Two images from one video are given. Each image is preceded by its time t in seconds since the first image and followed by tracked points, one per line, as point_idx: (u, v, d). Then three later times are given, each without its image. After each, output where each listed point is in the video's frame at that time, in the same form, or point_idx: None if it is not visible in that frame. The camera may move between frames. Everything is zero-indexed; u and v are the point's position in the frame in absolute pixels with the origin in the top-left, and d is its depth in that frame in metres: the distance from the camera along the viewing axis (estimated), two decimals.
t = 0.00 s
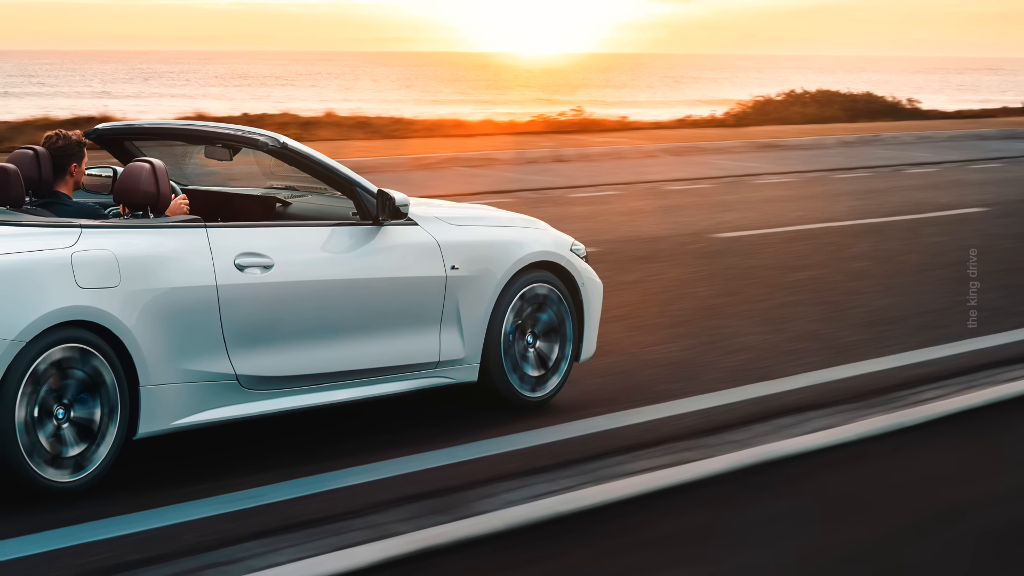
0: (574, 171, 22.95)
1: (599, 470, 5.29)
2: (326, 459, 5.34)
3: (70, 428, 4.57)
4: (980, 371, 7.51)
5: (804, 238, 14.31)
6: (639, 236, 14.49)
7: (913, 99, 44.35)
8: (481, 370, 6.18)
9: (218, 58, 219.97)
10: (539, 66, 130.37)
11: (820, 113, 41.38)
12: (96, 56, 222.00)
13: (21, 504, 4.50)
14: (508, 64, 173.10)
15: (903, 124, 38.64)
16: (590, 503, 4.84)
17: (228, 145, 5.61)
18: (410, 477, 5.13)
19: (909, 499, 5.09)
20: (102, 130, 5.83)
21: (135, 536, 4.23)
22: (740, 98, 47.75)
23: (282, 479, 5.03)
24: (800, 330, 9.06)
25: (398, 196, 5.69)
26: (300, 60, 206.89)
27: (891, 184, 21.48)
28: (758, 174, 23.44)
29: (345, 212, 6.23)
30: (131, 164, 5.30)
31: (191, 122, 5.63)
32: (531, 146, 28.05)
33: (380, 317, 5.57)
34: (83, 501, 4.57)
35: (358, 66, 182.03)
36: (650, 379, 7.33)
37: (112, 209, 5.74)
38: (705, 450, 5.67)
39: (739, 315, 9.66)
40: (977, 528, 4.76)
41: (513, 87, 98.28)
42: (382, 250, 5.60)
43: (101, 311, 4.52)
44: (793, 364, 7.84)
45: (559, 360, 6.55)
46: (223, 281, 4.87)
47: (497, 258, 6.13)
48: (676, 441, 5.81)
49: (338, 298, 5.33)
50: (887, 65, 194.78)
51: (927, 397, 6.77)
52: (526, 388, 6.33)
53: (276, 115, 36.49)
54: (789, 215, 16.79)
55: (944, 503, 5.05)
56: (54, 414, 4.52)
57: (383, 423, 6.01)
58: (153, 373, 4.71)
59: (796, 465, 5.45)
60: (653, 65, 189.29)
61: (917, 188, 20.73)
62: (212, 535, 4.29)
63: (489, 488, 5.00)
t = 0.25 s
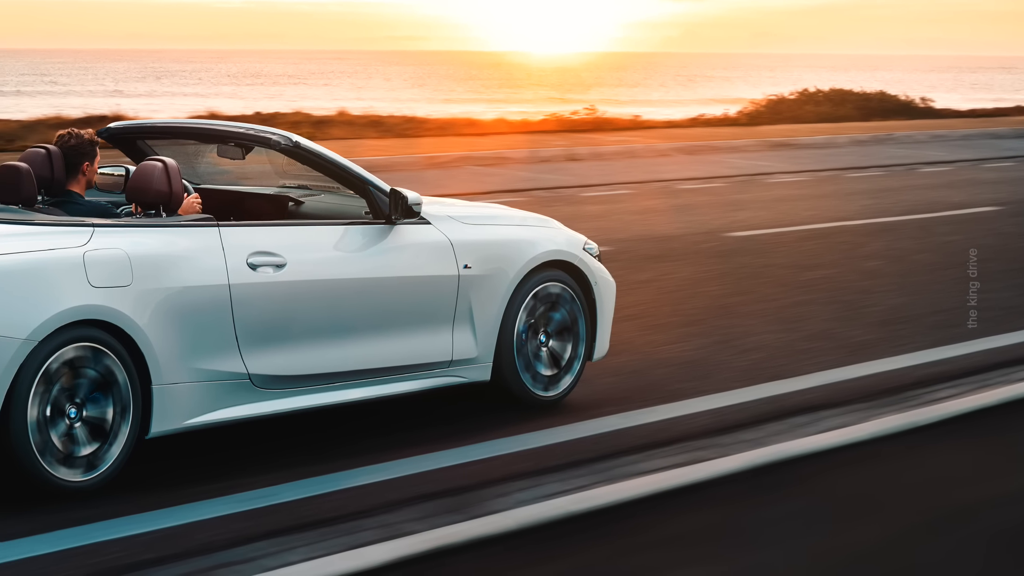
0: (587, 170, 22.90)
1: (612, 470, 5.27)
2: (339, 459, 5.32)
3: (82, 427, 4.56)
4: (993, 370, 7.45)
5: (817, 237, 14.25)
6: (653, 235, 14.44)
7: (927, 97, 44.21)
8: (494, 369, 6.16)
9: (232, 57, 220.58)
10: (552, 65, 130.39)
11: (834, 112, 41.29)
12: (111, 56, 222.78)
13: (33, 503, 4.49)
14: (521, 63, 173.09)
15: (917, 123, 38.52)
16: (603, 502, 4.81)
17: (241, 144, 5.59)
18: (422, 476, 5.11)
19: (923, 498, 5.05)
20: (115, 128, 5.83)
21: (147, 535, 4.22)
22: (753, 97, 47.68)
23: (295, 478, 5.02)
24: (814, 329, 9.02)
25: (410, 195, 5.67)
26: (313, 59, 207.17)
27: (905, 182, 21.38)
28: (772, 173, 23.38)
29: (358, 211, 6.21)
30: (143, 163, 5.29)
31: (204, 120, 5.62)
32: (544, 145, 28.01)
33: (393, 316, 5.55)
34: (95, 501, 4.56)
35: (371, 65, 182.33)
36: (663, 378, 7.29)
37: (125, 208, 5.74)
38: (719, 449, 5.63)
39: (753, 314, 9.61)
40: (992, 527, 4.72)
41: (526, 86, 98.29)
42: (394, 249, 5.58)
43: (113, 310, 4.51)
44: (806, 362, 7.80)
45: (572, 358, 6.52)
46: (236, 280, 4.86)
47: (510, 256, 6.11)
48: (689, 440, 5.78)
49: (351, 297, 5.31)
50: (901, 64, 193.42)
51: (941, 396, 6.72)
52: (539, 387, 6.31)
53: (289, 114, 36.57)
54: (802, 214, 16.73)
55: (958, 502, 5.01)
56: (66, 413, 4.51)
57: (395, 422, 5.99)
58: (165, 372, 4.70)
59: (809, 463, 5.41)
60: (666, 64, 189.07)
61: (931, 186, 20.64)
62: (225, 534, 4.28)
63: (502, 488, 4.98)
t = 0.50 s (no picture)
0: (600, 168, 22.86)
1: (626, 469, 5.24)
2: (352, 458, 5.31)
3: (95, 426, 4.55)
4: (1007, 369, 7.40)
5: (831, 236, 14.19)
6: (666, 234, 14.40)
7: (940, 96, 44.05)
8: (507, 368, 6.14)
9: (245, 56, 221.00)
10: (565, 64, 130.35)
11: (847, 110, 41.16)
12: (124, 56, 223.52)
13: (46, 503, 4.47)
14: (534, 61, 173.07)
15: (930, 121, 38.38)
16: (616, 501, 4.78)
17: (254, 142, 5.58)
18: (435, 476, 5.09)
19: (937, 497, 5.01)
20: (127, 127, 5.83)
21: (160, 535, 4.21)
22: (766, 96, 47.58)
23: (308, 477, 5.00)
24: (827, 328, 8.97)
25: (424, 194, 5.65)
26: (327, 58, 207.44)
27: (918, 181, 21.30)
28: (785, 171, 23.31)
29: (371, 210, 6.20)
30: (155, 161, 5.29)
31: (216, 119, 5.61)
32: (557, 144, 27.98)
33: (406, 316, 5.54)
34: (108, 500, 4.55)
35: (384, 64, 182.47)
36: (676, 378, 7.26)
37: (138, 207, 5.74)
38: (732, 448, 5.60)
39: (766, 313, 9.57)
40: (1006, 527, 4.67)
41: (539, 85, 98.29)
42: (408, 248, 5.56)
43: (126, 309, 4.51)
44: (820, 362, 7.76)
45: (585, 358, 6.49)
46: (249, 279, 4.85)
47: (523, 255, 6.09)
48: (702, 439, 5.75)
49: (364, 296, 5.30)
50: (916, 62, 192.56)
51: (955, 395, 6.67)
52: (552, 387, 6.28)
53: (302, 113, 36.63)
54: (815, 213, 16.66)
55: (972, 501, 4.96)
56: (79, 412, 4.50)
57: (408, 422, 5.97)
58: (178, 371, 4.69)
59: (823, 463, 5.37)
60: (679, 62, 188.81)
61: (944, 185, 20.55)
62: (238, 534, 4.27)
63: (515, 487, 4.96)
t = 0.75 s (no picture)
0: (613, 167, 22.81)
1: (640, 468, 5.21)
2: (365, 457, 5.29)
3: (108, 425, 4.54)
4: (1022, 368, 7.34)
5: (844, 235, 14.12)
6: (679, 232, 14.35)
7: (954, 95, 43.85)
8: (521, 367, 6.12)
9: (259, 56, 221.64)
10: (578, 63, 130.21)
11: (861, 109, 41.00)
12: (139, 55, 224.24)
13: (59, 502, 4.46)
14: (547, 60, 172.97)
15: (944, 120, 38.20)
16: (630, 501, 4.76)
17: (266, 141, 5.57)
18: (448, 475, 5.07)
19: (951, 496, 4.97)
20: (140, 126, 5.82)
21: (173, 534, 4.20)
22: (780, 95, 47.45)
23: (320, 476, 4.99)
24: (841, 327, 8.92)
25: (437, 193, 5.63)
26: (340, 57, 207.70)
27: (932, 180, 21.19)
28: (799, 170, 23.23)
29: (384, 208, 6.18)
30: (168, 160, 5.28)
31: (230, 118, 5.60)
32: (570, 142, 27.94)
33: (420, 314, 5.52)
34: (120, 499, 4.54)
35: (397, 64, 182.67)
36: (690, 377, 7.23)
37: (151, 206, 5.74)
38: (746, 447, 5.56)
39: (779, 312, 9.53)
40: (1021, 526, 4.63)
41: (552, 84, 98.23)
42: (421, 247, 5.54)
43: (139, 308, 4.50)
44: (833, 361, 7.71)
45: (599, 357, 6.46)
46: (262, 278, 4.84)
47: (536, 254, 6.07)
48: (716, 439, 5.71)
49: (376, 295, 5.28)
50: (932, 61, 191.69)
51: (969, 394, 6.62)
52: (565, 386, 6.26)
53: (316, 112, 36.64)
54: (829, 212, 16.59)
55: (986, 500, 4.92)
56: (92, 411, 4.49)
57: (421, 421, 5.95)
58: (191, 370, 4.68)
59: (837, 462, 5.34)
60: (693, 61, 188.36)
61: (958, 184, 20.44)
62: (251, 533, 4.26)
63: (528, 486, 4.93)
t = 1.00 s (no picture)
0: (626, 166, 22.75)
1: (653, 467, 5.18)
2: (378, 456, 5.28)
3: (121, 424, 4.53)
4: None
5: (858, 234, 14.05)
6: (692, 232, 14.30)
7: (968, 94, 43.61)
8: (534, 367, 6.10)
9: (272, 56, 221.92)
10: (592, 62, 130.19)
11: (874, 108, 40.82)
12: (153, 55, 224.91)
13: (72, 501, 4.44)
14: (560, 59, 172.84)
15: (957, 119, 38.00)
16: (643, 500, 4.72)
17: (279, 141, 5.56)
18: (461, 474, 5.05)
19: (965, 496, 4.92)
20: (153, 124, 5.82)
21: (185, 533, 4.18)
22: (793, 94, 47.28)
23: (333, 475, 4.98)
24: (854, 326, 8.87)
25: (450, 192, 5.61)
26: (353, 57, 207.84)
27: (946, 179, 21.07)
28: (812, 169, 23.12)
29: (397, 208, 6.17)
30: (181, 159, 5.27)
31: (243, 117, 5.59)
32: (583, 141, 27.89)
33: (433, 314, 5.50)
34: (133, 498, 4.52)
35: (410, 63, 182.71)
36: (703, 376, 7.19)
37: (163, 205, 5.73)
38: (759, 447, 5.52)
39: (793, 311, 9.47)
40: None
41: (565, 82, 98.11)
42: (434, 246, 5.52)
43: (152, 307, 4.48)
44: (847, 360, 7.66)
45: (612, 356, 6.43)
46: (275, 277, 4.82)
47: (550, 253, 6.04)
48: (729, 438, 5.68)
49: (389, 294, 5.26)
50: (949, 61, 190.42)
51: (983, 394, 6.57)
52: (578, 385, 6.23)
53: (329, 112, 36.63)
54: (842, 211, 16.51)
55: (1000, 500, 4.87)
56: (105, 410, 4.47)
57: (434, 420, 5.93)
58: (203, 369, 4.67)
59: (850, 461, 5.29)
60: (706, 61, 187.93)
61: (972, 183, 20.33)
62: (264, 532, 4.24)
63: (541, 485, 4.90)
